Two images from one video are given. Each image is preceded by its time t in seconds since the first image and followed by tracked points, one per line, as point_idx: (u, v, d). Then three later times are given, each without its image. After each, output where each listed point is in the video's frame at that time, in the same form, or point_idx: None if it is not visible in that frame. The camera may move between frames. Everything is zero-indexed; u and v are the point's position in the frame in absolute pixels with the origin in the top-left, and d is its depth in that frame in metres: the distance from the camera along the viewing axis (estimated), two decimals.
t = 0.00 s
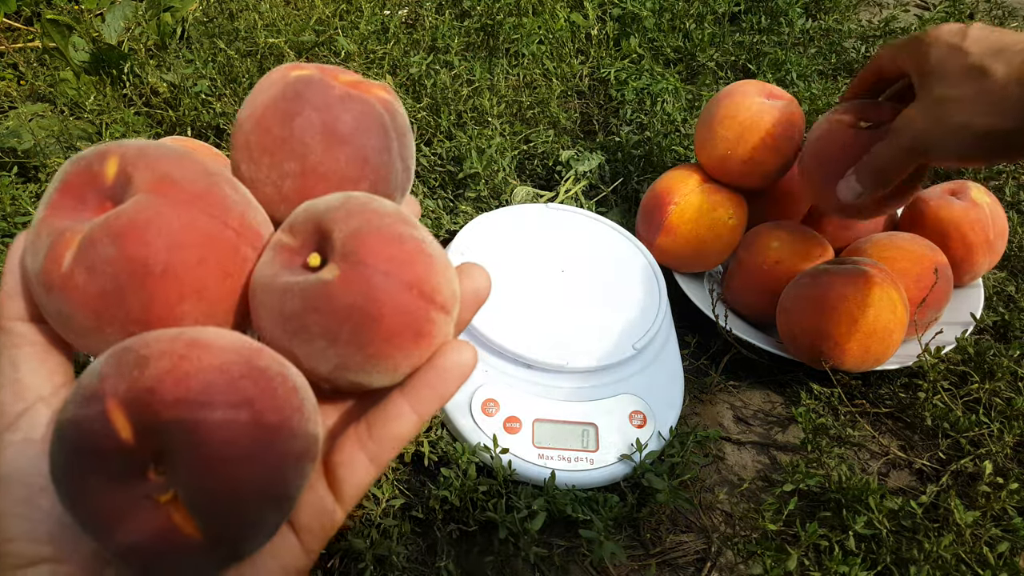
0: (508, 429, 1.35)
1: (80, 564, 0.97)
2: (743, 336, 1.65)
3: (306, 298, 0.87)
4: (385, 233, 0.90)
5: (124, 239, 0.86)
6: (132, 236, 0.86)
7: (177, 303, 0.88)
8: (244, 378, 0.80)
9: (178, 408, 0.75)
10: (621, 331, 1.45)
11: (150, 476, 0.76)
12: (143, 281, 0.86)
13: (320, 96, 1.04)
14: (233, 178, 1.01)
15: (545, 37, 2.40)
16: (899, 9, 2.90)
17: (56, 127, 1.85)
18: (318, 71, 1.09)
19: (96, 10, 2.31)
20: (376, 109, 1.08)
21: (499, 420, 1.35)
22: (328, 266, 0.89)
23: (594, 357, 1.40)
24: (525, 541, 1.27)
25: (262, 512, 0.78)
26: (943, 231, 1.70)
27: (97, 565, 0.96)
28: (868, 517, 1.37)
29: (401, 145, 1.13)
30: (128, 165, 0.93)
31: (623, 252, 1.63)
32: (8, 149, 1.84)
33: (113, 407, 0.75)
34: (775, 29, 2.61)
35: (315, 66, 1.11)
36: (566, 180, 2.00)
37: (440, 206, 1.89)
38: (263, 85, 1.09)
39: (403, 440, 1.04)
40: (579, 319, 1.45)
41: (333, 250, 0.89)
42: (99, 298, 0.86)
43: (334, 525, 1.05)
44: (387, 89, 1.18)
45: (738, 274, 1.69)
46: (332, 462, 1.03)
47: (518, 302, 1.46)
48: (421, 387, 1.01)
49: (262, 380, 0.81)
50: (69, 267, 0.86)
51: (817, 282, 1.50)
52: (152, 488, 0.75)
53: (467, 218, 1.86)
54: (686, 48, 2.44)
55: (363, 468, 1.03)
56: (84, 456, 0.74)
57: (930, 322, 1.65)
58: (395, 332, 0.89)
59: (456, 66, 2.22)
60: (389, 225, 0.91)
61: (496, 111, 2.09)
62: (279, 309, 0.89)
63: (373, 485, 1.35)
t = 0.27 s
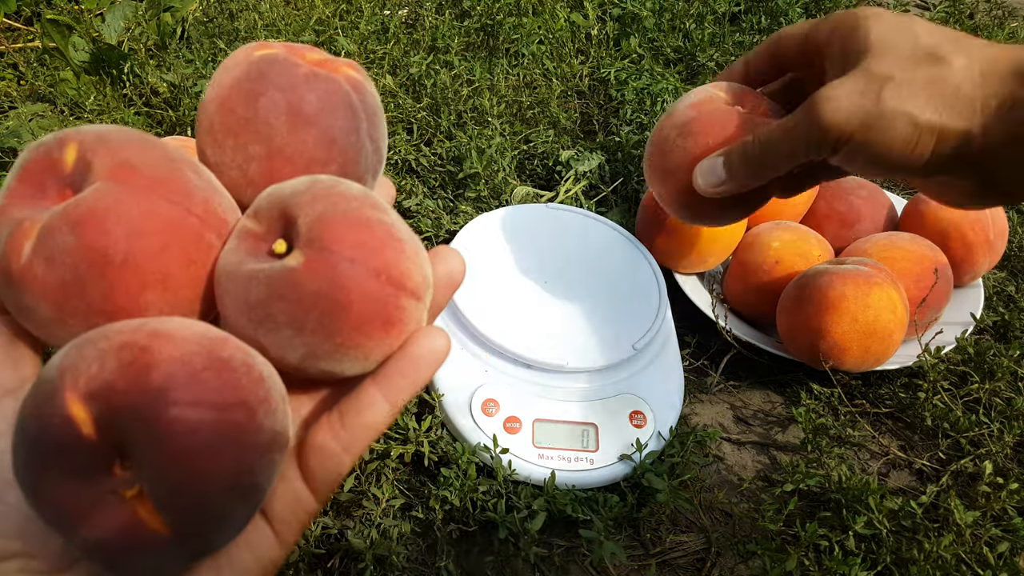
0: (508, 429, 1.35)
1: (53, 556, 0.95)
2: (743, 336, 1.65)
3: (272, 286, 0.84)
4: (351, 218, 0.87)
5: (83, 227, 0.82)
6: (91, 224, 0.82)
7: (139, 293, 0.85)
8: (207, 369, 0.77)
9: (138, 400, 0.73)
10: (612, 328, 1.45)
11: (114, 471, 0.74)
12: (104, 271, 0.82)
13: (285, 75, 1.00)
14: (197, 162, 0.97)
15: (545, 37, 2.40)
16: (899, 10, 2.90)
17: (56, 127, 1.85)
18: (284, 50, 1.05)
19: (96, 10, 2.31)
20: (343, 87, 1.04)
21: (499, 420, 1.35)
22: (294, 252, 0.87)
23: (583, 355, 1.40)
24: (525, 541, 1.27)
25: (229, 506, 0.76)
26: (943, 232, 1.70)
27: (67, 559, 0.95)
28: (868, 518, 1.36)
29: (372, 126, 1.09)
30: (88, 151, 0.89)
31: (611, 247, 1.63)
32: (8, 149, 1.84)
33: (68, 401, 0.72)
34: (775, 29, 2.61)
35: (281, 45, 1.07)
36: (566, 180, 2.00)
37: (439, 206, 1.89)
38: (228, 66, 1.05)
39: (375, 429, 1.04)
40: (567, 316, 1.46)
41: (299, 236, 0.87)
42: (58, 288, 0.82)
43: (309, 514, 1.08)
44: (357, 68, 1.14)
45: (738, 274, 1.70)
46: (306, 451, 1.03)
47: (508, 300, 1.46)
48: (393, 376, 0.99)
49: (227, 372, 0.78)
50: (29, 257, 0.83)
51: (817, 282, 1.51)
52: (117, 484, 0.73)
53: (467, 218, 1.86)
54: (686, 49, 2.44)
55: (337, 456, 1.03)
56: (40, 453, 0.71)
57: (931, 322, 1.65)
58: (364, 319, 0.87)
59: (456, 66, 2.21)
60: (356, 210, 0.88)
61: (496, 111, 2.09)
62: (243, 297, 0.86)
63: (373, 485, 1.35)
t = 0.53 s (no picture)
0: (508, 430, 1.35)
1: None
2: (743, 336, 1.65)
3: (243, 306, 0.80)
4: (327, 234, 0.84)
5: (49, 244, 0.77)
6: (58, 240, 0.78)
7: (108, 310, 0.80)
8: (174, 391, 0.73)
9: (100, 426, 0.69)
10: (608, 334, 1.45)
11: (75, 498, 0.70)
12: (71, 289, 0.78)
13: (260, 87, 0.96)
14: (171, 178, 0.92)
15: (545, 37, 2.40)
16: (899, 9, 2.90)
17: (56, 127, 1.85)
18: (259, 62, 1.01)
19: (96, 10, 2.31)
20: (320, 99, 1.01)
21: (499, 420, 1.35)
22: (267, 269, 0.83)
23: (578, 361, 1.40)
24: (525, 541, 1.28)
25: (192, 533, 0.70)
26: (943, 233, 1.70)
27: None
28: (868, 517, 1.37)
29: (349, 140, 1.06)
30: (54, 165, 0.83)
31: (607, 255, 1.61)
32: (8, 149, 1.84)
33: (32, 426, 0.68)
34: (775, 29, 2.61)
35: (257, 57, 1.04)
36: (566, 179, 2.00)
37: (439, 206, 1.88)
38: (202, 77, 1.01)
39: (348, 452, 1.00)
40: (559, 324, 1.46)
41: (272, 252, 0.83)
42: (23, 308, 0.78)
43: (278, 539, 1.04)
44: (335, 80, 1.11)
45: (738, 274, 1.70)
46: (277, 476, 0.99)
47: (504, 306, 1.47)
48: (368, 396, 0.95)
49: (193, 393, 0.74)
50: None
51: (816, 282, 1.51)
52: (79, 511, 0.69)
53: (467, 218, 1.86)
54: (686, 49, 2.44)
55: (309, 480, 1.00)
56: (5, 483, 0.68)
57: (931, 322, 1.65)
58: (339, 337, 0.83)
59: (456, 66, 2.21)
60: (331, 226, 0.85)
61: (496, 111, 2.09)
62: (214, 315, 0.82)
63: (373, 485, 1.34)
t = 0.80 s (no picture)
0: (507, 429, 1.35)
1: None
2: (742, 336, 1.65)
3: (216, 321, 0.81)
4: (299, 247, 0.84)
5: (24, 262, 0.77)
6: (32, 259, 0.77)
7: (83, 328, 0.80)
8: (147, 408, 0.73)
9: (72, 446, 0.69)
10: (603, 334, 1.45)
11: (54, 515, 0.70)
12: (46, 307, 0.78)
13: (230, 102, 0.97)
14: (143, 194, 0.92)
15: (545, 37, 2.40)
16: (900, 9, 2.90)
17: (55, 126, 1.85)
18: (229, 78, 1.02)
19: (96, 10, 2.31)
20: (291, 113, 1.01)
21: (499, 420, 1.35)
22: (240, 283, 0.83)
23: (575, 360, 1.40)
24: (524, 540, 1.28)
25: (171, 549, 0.71)
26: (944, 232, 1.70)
27: None
28: (869, 517, 1.36)
29: (322, 152, 1.06)
30: (26, 185, 0.83)
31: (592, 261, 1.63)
32: (8, 149, 1.84)
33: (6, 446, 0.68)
34: (776, 29, 2.61)
35: (227, 73, 1.05)
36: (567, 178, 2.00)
37: (439, 207, 1.88)
38: (173, 95, 1.02)
39: (328, 463, 0.98)
40: (553, 325, 1.46)
41: (244, 265, 0.83)
42: None
43: (262, 553, 1.00)
44: (306, 95, 1.12)
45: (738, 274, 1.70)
46: (257, 489, 0.97)
47: (503, 307, 1.48)
48: (346, 408, 0.95)
49: (168, 409, 0.75)
50: None
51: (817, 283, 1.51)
52: (58, 528, 0.70)
53: (467, 219, 1.86)
54: (686, 48, 2.44)
55: (289, 493, 0.98)
56: None
57: (930, 322, 1.65)
58: (313, 349, 0.84)
59: (456, 66, 2.21)
60: (304, 239, 0.86)
61: (496, 111, 2.09)
62: (187, 331, 0.82)
63: (373, 485, 1.34)
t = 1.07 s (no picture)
0: (507, 430, 1.35)
1: None
2: (742, 336, 1.65)
3: (240, 312, 0.80)
4: (323, 239, 0.84)
5: (46, 254, 0.77)
6: (55, 250, 0.77)
7: (106, 319, 0.80)
8: (174, 396, 0.73)
9: (100, 432, 0.69)
10: (605, 334, 1.46)
11: (77, 503, 0.71)
12: (69, 298, 0.78)
13: (253, 95, 0.95)
14: (167, 186, 0.92)
15: (545, 37, 2.40)
16: (899, 9, 2.90)
17: (55, 126, 1.85)
18: (251, 70, 1.01)
19: (96, 10, 2.31)
20: (315, 106, 1.00)
21: (499, 421, 1.35)
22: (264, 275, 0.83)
23: (578, 359, 1.41)
24: (524, 541, 1.28)
25: (194, 539, 0.70)
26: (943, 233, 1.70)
27: None
28: (869, 517, 1.36)
29: (343, 146, 1.05)
30: (51, 175, 0.83)
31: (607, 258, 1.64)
32: (8, 148, 1.84)
33: (32, 433, 0.68)
34: (775, 29, 2.61)
35: (249, 66, 1.03)
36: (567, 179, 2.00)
37: (440, 206, 1.88)
38: (195, 88, 1.01)
39: (350, 455, 0.97)
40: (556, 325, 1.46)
41: (268, 257, 0.83)
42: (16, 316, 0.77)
43: (282, 544, 1.00)
44: (328, 88, 1.10)
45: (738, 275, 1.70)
46: (278, 480, 0.97)
47: (502, 310, 1.49)
48: (368, 400, 0.94)
49: (193, 397, 0.74)
50: None
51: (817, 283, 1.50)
52: (81, 516, 0.70)
53: (468, 218, 1.86)
54: (686, 48, 2.44)
55: (310, 484, 0.97)
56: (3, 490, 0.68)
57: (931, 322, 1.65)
58: (336, 341, 0.83)
59: (456, 66, 2.21)
60: (327, 231, 0.85)
61: (496, 111, 2.09)
62: (212, 322, 0.82)
63: (373, 485, 1.33)
